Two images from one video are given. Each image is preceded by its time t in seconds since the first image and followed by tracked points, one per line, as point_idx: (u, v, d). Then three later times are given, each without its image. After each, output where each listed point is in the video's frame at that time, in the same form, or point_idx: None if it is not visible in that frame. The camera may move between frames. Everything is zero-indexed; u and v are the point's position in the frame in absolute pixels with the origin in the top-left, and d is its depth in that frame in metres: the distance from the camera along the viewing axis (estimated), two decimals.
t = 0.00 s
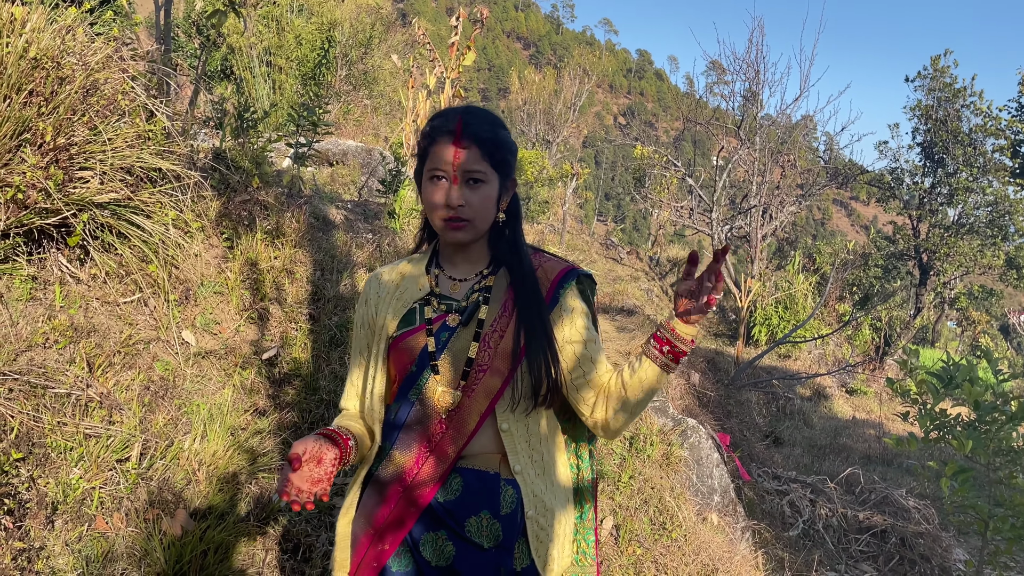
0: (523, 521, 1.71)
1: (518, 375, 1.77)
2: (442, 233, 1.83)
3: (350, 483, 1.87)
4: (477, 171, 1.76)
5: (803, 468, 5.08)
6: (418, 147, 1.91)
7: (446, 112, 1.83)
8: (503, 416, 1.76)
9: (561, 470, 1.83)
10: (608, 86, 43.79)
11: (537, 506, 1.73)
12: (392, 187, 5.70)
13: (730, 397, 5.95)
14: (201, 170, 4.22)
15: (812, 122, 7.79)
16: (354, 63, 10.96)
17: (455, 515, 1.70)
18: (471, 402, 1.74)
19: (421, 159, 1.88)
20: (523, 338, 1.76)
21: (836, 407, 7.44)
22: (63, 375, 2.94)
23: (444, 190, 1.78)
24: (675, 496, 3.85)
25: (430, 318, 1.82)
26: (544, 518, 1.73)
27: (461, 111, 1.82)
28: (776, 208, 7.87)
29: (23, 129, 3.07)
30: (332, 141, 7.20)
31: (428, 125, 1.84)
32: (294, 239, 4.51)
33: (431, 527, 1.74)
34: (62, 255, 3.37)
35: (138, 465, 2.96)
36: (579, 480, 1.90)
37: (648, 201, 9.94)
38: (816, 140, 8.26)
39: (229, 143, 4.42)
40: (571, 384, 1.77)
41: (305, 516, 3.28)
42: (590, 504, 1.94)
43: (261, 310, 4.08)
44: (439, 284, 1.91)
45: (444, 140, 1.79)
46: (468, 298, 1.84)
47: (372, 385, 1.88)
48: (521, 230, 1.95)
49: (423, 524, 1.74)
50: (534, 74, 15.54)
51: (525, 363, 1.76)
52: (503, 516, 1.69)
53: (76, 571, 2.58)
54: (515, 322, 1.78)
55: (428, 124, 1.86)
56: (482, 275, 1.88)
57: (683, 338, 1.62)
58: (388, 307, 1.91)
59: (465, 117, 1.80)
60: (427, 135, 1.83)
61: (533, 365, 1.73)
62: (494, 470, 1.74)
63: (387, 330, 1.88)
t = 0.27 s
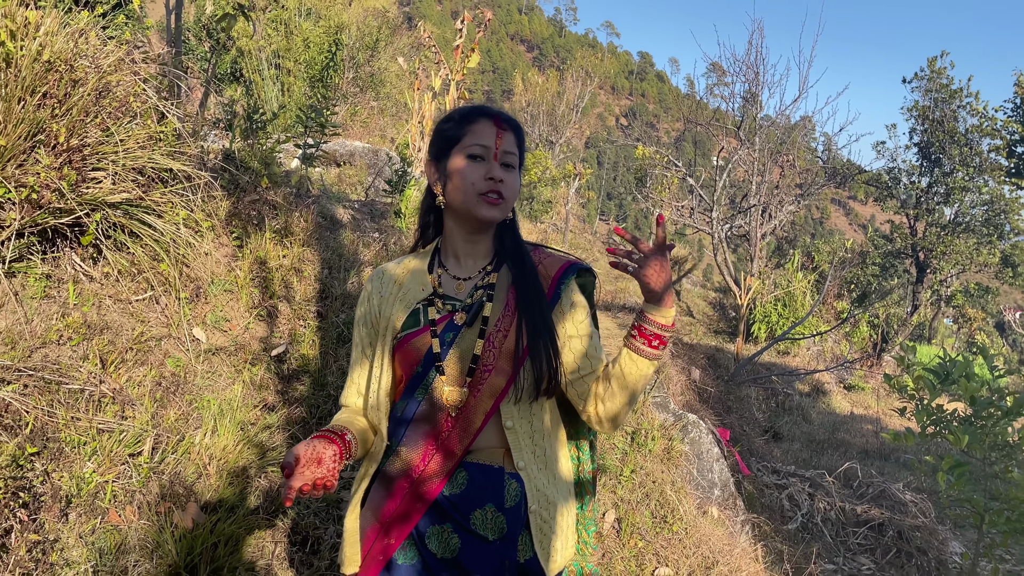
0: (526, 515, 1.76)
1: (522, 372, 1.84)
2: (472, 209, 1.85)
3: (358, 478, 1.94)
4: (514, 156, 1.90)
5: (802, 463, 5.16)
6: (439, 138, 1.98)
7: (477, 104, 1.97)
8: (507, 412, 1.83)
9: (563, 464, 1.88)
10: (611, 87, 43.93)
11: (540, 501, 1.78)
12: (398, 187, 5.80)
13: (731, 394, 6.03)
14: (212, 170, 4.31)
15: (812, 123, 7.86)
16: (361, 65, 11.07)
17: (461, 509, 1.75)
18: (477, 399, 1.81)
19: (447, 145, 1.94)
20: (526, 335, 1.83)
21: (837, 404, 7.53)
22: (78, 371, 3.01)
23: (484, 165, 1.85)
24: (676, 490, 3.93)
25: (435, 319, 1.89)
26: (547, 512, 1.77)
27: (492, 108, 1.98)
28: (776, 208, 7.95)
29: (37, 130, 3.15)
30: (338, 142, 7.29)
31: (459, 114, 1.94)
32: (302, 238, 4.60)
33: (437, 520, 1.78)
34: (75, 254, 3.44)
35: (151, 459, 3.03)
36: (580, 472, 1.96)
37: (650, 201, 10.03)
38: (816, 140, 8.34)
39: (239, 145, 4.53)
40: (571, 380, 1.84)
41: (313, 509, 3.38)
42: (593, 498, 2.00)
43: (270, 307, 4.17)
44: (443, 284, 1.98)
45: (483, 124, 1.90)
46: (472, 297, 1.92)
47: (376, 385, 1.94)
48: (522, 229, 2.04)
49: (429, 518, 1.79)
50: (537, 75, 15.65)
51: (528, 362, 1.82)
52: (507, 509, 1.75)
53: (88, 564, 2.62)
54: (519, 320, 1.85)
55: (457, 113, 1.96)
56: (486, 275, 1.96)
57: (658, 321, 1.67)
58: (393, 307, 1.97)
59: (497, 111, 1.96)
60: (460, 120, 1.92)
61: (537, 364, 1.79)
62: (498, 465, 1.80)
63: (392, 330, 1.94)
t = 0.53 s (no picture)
0: (542, 519, 1.72)
1: (536, 376, 1.77)
2: (483, 220, 1.81)
3: (366, 485, 1.86)
4: (528, 162, 1.82)
5: (815, 467, 5.09)
6: (450, 138, 1.90)
7: (490, 102, 1.87)
8: (521, 417, 1.75)
9: (577, 470, 1.80)
10: (616, 84, 43.73)
11: (557, 505, 1.72)
12: (401, 186, 5.71)
13: (741, 397, 5.95)
14: (211, 169, 4.25)
15: (822, 121, 7.78)
16: (365, 62, 10.99)
17: (476, 514, 1.70)
18: (490, 404, 1.73)
19: (457, 148, 1.86)
20: (541, 340, 1.76)
21: (847, 407, 7.46)
22: (76, 375, 2.94)
23: (496, 174, 1.78)
24: (687, 495, 3.86)
25: (446, 321, 1.80)
26: (563, 517, 1.72)
27: (506, 105, 1.88)
28: (786, 208, 7.88)
29: (33, 128, 3.08)
30: (340, 141, 7.20)
31: (471, 115, 1.85)
32: (304, 239, 4.52)
33: (451, 525, 1.72)
34: (73, 255, 3.37)
35: (151, 465, 2.95)
36: (590, 478, 1.86)
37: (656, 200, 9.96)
38: (827, 138, 8.27)
39: (239, 143, 4.41)
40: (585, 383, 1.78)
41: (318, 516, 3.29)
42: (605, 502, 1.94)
43: (272, 309, 4.09)
44: (453, 285, 1.89)
45: (496, 128, 1.81)
46: (483, 300, 1.83)
47: (386, 389, 1.85)
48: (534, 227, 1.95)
49: (443, 524, 1.73)
50: (543, 72, 15.55)
51: (543, 364, 1.76)
52: (524, 512, 1.70)
53: (90, 570, 2.58)
54: (533, 324, 1.77)
55: (469, 114, 1.86)
56: (498, 275, 1.87)
57: (673, 341, 1.60)
58: (401, 308, 1.88)
59: (512, 110, 1.86)
60: (472, 123, 1.84)
61: (552, 367, 1.74)
62: (513, 468, 1.73)
63: (401, 332, 1.85)
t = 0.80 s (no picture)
0: (546, 515, 1.72)
1: (540, 375, 1.77)
2: (490, 208, 1.79)
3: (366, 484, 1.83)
4: (532, 150, 1.82)
5: (816, 465, 5.08)
6: (453, 131, 1.90)
7: (492, 95, 1.89)
8: (525, 417, 1.75)
9: (576, 469, 1.83)
10: (617, 83, 43.70)
11: (559, 501, 1.74)
12: (401, 184, 5.69)
13: (742, 394, 5.95)
14: (212, 168, 4.25)
15: (824, 119, 7.79)
16: (366, 60, 10.99)
17: (480, 509, 1.68)
18: (495, 404, 1.73)
19: (461, 139, 1.86)
20: (545, 339, 1.77)
21: (849, 405, 7.46)
22: (77, 373, 2.94)
23: (502, 160, 1.78)
24: (689, 493, 3.85)
25: (450, 320, 1.80)
26: (565, 513, 1.75)
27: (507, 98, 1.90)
28: (787, 205, 7.88)
29: (33, 126, 3.07)
30: (342, 139, 7.21)
31: (475, 107, 1.86)
32: (305, 237, 4.52)
33: (455, 522, 1.70)
34: (74, 253, 3.37)
35: (153, 463, 2.95)
36: (590, 474, 1.90)
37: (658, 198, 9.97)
38: (829, 136, 8.28)
39: (241, 142, 4.41)
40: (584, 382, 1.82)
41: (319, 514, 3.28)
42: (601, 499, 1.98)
43: (273, 308, 4.09)
44: (456, 283, 1.88)
45: (499, 117, 1.82)
46: (488, 298, 1.83)
47: (389, 386, 1.83)
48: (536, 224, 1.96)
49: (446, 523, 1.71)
50: (544, 70, 15.56)
51: (547, 364, 1.77)
52: (529, 507, 1.69)
53: (91, 568, 2.58)
54: (537, 323, 1.78)
55: (471, 107, 1.88)
56: (500, 274, 1.87)
57: (674, 360, 1.60)
58: (404, 306, 1.87)
59: (514, 102, 1.88)
60: (475, 114, 1.85)
61: (556, 366, 1.76)
62: (517, 464, 1.73)
63: (404, 330, 1.83)
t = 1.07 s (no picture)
0: (548, 512, 1.73)
1: (541, 373, 1.79)
2: (489, 206, 1.78)
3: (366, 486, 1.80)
4: (530, 148, 1.83)
5: (817, 463, 5.08)
6: (450, 130, 1.89)
7: (488, 94, 1.89)
8: (526, 415, 1.76)
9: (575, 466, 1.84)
10: (617, 81, 43.68)
11: (560, 498, 1.76)
12: (401, 183, 5.68)
13: (743, 393, 5.94)
14: (212, 167, 4.25)
15: (824, 117, 7.79)
16: (365, 58, 10.98)
17: (484, 509, 1.67)
18: (497, 403, 1.73)
19: (459, 138, 1.86)
20: (546, 337, 1.78)
21: (849, 403, 7.47)
22: (77, 372, 2.94)
23: (501, 158, 1.78)
24: (689, 492, 3.85)
25: (451, 320, 1.78)
26: (567, 508, 1.78)
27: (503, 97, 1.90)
28: (788, 204, 7.88)
29: (33, 125, 3.07)
30: (341, 138, 7.20)
31: (472, 106, 1.86)
32: (304, 236, 4.52)
33: (459, 521, 1.69)
34: (74, 252, 3.37)
35: (153, 462, 2.95)
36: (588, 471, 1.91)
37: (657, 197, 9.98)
38: (829, 134, 8.27)
39: (240, 141, 4.42)
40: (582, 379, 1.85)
41: (319, 512, 3.28)
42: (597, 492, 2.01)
43: (273, 307, 4.09)
44: (455, 283, 1.86)
45: (497, 115, 1.82)
46: (488, 297, 1.82)
47: (389, 386, 1.79)
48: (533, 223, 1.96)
49: (450, 523, 1.70)
50: (544, 69, 15.56)
51: (548, 362, 1.78)
52: (532, 505, 1.70)
53: (91, 567, 2.57)
54: (538, 322, 1.79)
55: (468, 107, 1.88)
56: (500, 273, 1.86)
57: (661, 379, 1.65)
58: (403, 305, 1.83)
59: (510, 101, 1.89)
60: (472, 113, 1.85)
61: (559, 362, 1.78)
62: (520, 462, 1.73)
63: (403, 330, 1.79)
